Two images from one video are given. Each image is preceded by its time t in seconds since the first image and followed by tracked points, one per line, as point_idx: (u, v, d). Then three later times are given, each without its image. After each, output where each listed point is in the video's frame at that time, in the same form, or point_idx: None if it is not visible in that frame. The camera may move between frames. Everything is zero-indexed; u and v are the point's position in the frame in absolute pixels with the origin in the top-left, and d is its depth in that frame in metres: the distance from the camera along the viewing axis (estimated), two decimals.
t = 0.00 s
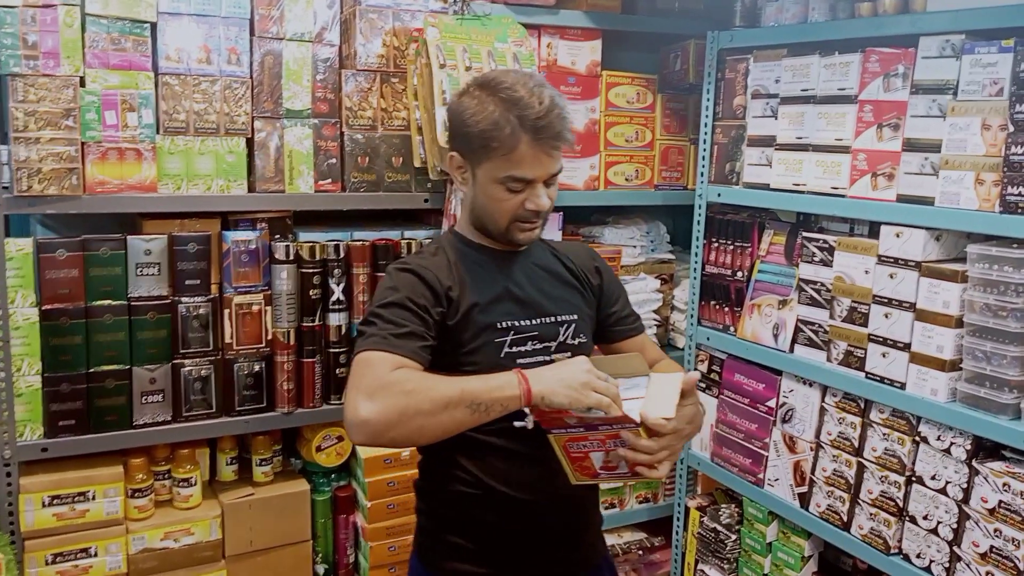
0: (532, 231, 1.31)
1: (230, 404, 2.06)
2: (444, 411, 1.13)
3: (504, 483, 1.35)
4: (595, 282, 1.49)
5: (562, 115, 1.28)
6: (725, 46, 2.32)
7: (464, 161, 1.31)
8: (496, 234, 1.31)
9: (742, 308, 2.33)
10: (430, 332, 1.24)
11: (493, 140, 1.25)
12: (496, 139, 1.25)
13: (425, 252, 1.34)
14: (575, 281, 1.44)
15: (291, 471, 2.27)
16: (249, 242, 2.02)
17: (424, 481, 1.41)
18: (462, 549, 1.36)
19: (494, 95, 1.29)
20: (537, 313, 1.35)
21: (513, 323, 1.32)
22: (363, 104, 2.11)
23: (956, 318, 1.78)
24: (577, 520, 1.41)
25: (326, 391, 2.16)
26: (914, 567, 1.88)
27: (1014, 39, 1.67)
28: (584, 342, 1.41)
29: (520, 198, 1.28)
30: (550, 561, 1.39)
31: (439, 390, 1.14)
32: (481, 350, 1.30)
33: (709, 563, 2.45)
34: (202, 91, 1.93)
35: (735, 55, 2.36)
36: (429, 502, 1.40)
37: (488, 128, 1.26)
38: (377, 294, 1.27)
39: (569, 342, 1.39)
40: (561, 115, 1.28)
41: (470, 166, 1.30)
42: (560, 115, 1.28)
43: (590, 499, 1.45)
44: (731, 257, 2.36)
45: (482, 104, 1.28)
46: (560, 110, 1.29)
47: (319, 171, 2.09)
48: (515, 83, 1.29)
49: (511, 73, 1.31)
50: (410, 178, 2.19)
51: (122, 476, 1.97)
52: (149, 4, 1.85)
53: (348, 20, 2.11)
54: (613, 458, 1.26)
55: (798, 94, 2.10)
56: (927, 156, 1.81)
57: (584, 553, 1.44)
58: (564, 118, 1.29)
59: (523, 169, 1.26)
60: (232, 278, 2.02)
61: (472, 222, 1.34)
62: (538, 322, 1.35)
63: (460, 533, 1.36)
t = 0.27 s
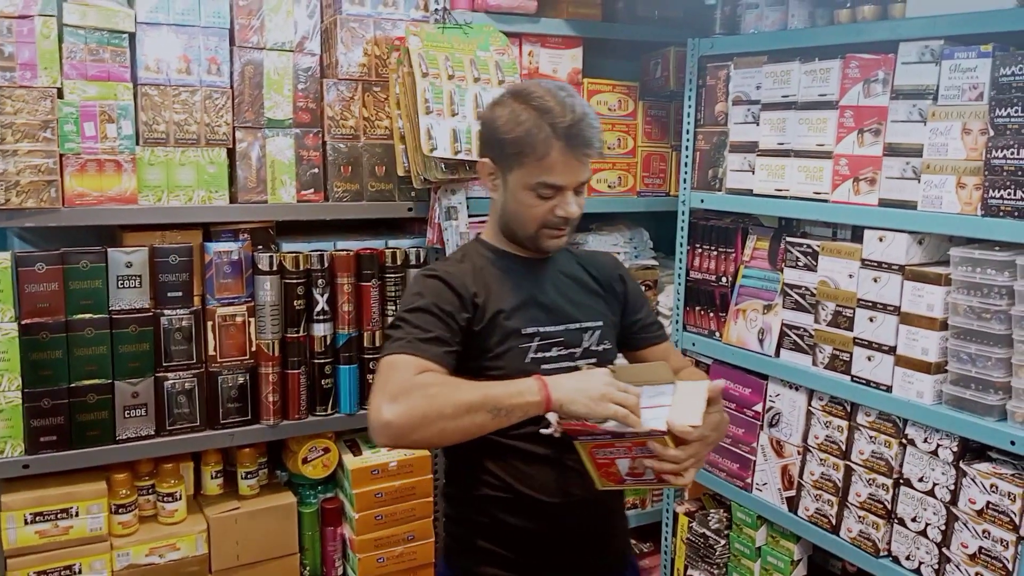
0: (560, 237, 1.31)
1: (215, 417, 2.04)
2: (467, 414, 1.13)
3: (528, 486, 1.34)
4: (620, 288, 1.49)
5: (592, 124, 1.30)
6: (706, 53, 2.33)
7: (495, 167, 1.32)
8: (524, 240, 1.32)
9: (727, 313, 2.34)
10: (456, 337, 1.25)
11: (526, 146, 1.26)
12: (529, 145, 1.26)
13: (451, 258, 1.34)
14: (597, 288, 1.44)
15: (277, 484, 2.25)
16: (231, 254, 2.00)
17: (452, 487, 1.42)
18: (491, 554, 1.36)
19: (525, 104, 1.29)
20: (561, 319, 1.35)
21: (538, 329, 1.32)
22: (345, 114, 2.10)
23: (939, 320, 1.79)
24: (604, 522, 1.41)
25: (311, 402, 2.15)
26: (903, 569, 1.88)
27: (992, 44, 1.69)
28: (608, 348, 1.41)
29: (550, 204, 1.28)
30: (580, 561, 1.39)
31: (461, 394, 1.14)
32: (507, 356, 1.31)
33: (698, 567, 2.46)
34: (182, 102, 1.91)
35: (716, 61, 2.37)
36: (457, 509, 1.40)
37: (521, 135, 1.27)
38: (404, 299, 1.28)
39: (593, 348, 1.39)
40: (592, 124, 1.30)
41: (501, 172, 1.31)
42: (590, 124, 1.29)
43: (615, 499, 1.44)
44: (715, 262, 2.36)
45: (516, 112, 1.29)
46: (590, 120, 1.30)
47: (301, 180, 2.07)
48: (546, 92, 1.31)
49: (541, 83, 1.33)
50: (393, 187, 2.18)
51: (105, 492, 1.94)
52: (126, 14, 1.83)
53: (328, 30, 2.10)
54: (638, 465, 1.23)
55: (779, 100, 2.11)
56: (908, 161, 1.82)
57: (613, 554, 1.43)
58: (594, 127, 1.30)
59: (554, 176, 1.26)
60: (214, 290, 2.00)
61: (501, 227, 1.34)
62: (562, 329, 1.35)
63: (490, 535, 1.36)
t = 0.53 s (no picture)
0: (583, 242, 1.37)
1: (196, 424, 2.01)
2: (505, 391, 1.19)
3: (544, 484, 1.41)
4: (637, 293, 1.56)
5: (620, 134, 1.35)
6: (688, 54, 2.33)
7: (524, 171, 1.38)
8: (548, 243, 1.38)
9: (710, 313, 2.34)
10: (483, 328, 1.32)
11: (557, 151, 1.32)
12: (559, 151, 1.32)
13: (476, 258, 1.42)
14: (617, 290, 1.52)
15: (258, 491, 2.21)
16: (212, 258, 1.98)
17: (473, 485, 1.49)
18: (511, 549, 1.44)
19: (558, 111, 1.35)
20: (579, 320, 1.42)
21: (558, 329, 1.39)
22: (327, 115, 2.08)
23: (922, 319, 1.80)
24: (618, 517, 1.48)
25: (293, 407, 2.12)
26: (887, 566, 1.90)
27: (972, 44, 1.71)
28: (624, 349, 1.47)
29: (575, 209, 1.34)
30: (601, 554, 1.46)
31: (499, 373, 1.20)
32: (529, 354, 1.37)
33: (682, 568, 2.44)
34: (161, 104, 1.89)
35: (698, 62, 2.37)
36: (478, 504, 1.48)
37: (553, 141, 1.33)
38: (432, 291, 1.35)
39: (610, 349, 1.45)
40: (620, 135, 1.35)
41: (529, 176, 1.37)
42: (618, 134, 1.35)
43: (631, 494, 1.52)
44: (698, 263, 2.37)
45: (549, 118, 1.35)
46: (620, 130, 1.36)
47: (283, 183, 2.05)
48: (579, 101, 1.37)
49: (574, 91, 1.39)
50: (375, 189, 2.17)
51: (84, 501, 1.91)
52: (105, 16, 1.80)
53: (309, 31, 2.08)
54: (649, 469, 1.26)
55: (761, 100, 2.12)
56: (890, 161, 1.84)
57: (627, 547, 1.50)
58: (622, 137, 1.36)
59: (581, 183, 1.33)
60: (195, 295, 1.97)
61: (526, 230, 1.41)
62: (580, 330, 1.42)
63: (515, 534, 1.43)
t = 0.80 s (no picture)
0: (605, 228, 1.39)
1: (180, 429, 1.98)
2: (527, 396, 1.21)
3: (551, 486, 1.41)
4: (648, 297, 1.57)
5: (638, 119, 1.40)
6: (672, 54, 2.33)
7: (546, 159, 1.41)
8: (569, 232, 1.40)
9: (697, 313, 2.34)
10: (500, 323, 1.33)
11: (579, 135, 1.36)
12: (582, 134, 1.36)
13: (493, 255, 1.44)
14: (630, 294, 1.53)
15: (243, 496, 2.19)
16: (194, 261, 1.95)
17: (478, 484, 1.48)
18: (519, 550, 1.44)
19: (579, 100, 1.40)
20: (592, 323, 1.43)
21: (569, 331, 1.40)
22: (310, 116, 2.06)
23: (908, 316, 1.81)
24: (623, 515, 1.49)
25: (279, 411, 2.10)
26: (876, 563, 1.90)
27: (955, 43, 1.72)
28: (633, 356, 1.48)
29: (598, 194, 1.37)
30: (609, 555, 1.47)
31: (524, 376, 1.22)
32: (538, 354, 1.38)
33: (670, 567, 2.44)
34: (142, 106, 1.86)
35: (682, 62, 2.37)
36: (483, 504, 1.47)
37: (576, 124, 1.37)
38: (450, 285, 1.36)
39: (619, 354, 1.45)
40: (639, 120, 1.40)
41: (551, 162, 1.40)
42: (637, 118, 1.40)
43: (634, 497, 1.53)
44: (684, 262, 2.37)
45: (570, 104, 1.39)
46: (638, 114, 1.41)
47: (266, 185, 2.03)
48: (598, 92, 1.42)
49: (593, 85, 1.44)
50: (360, 190, 2.15)
51: (67, 509, 1.88)
52: (83, 17, 1.77)
53: (292, 31, 2.06)
54: (649, 480, 1.28)
55: (745, 99, 2.12)
56: (875, 159, 1.85)
57: (633, 546, 1.52)
58: (641, 123, 1.41)
59: (604, 165, 1.36)
60: (177, 299, 1.95)
61: (546, 223, 1.43)
62: (591, 333, 1.42)
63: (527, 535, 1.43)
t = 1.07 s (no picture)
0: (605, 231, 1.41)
1: (163, 435, 1.95)
2: (515, 392, 1.22)
3: (537, 490, 1.42)
4: (637, 302, 1.59)
5: (646, 127, 1.43)
6: (656, 54, 2.33)
7: (551, 158, 1.42)
8: (569, 233, 1.41)
9: (683, 313, 2.34)
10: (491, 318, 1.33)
11: (591, 137, 1.38)
12: (594, 136, 1.38)
13: (486, 251, 1.44)
14: (620, 298, 1.54)
15: (228, 502, 2.16)
16: (177, 264, 1.92)
17: (463, 489, 1.49)
18: (505, 555, 1.44)
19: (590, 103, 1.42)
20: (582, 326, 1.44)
21: (559, 332, 1.41)
22: (293, 117, 2.04)
23: (894, 316, 1.82)
24: (610, 519, 1.51)
25: (263, 416, 2.07)
26: (864, 563, 1.90)
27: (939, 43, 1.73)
28: (621, 360, 1.49)
29: (603, 197, 1.39)
30: (592, 558, 1.49)
31: (512, 374, 1.22)
32: (528, 354, 1.39)
33: (658, 569, 2.44)
34: (122, 107, 1.83)
35: (667, 62, 2.37)
36: (469, 508, 1.48)
37: (589, 125, 1.38)
38: (443, 278, 1.36)
39: (608, 357, 1.47)
40: (646, 128, 1.43)
41: (559, 161, 1.40)
42: (645, 126, 1.43)
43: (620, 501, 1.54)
44: (669, 263, 2.36)
45: (582, 105, 1.41)
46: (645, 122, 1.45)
47: (249, 187, 2.01)
48: (608, 96, 1.44)
49: (602, 90, 1.47)
50: (344, 192, 2.13)
51: (48, 518, 1.84)
52: (62, 16, 1.74)
53: (274, 31, 2.04)
54: (637, 479, 1.30)
55: (730, 100, 2.12)
56: (860, 159, 1.85)
57: (617, 548, 1.53)
58: (648, 131, 1.43)
59: (614, 167, 1.38)
60: (159, 303, 1.92)
61: (545, 222, 1.43)
62: (582, 335, 1.43)
63: (509, 540, 1.44)
